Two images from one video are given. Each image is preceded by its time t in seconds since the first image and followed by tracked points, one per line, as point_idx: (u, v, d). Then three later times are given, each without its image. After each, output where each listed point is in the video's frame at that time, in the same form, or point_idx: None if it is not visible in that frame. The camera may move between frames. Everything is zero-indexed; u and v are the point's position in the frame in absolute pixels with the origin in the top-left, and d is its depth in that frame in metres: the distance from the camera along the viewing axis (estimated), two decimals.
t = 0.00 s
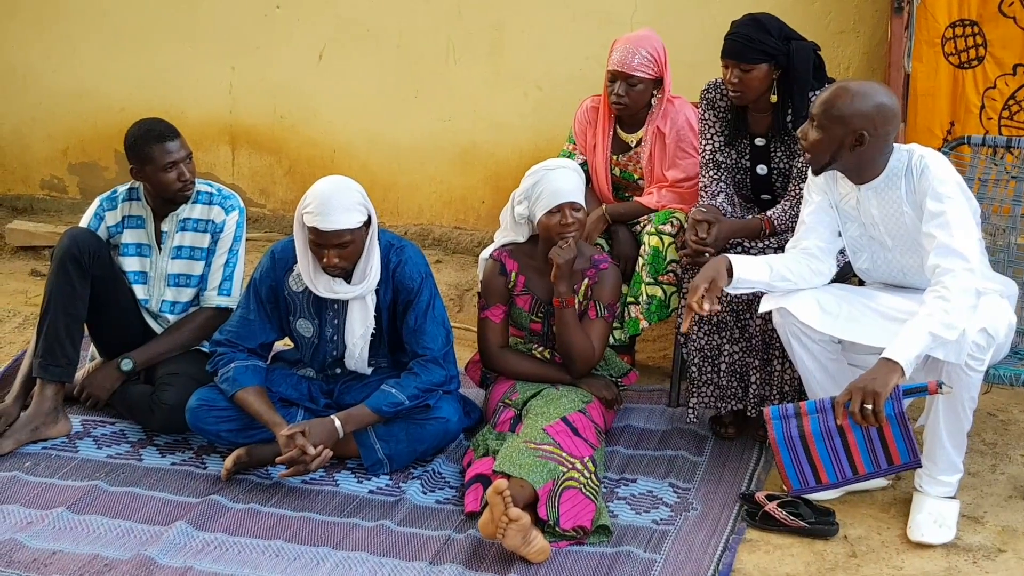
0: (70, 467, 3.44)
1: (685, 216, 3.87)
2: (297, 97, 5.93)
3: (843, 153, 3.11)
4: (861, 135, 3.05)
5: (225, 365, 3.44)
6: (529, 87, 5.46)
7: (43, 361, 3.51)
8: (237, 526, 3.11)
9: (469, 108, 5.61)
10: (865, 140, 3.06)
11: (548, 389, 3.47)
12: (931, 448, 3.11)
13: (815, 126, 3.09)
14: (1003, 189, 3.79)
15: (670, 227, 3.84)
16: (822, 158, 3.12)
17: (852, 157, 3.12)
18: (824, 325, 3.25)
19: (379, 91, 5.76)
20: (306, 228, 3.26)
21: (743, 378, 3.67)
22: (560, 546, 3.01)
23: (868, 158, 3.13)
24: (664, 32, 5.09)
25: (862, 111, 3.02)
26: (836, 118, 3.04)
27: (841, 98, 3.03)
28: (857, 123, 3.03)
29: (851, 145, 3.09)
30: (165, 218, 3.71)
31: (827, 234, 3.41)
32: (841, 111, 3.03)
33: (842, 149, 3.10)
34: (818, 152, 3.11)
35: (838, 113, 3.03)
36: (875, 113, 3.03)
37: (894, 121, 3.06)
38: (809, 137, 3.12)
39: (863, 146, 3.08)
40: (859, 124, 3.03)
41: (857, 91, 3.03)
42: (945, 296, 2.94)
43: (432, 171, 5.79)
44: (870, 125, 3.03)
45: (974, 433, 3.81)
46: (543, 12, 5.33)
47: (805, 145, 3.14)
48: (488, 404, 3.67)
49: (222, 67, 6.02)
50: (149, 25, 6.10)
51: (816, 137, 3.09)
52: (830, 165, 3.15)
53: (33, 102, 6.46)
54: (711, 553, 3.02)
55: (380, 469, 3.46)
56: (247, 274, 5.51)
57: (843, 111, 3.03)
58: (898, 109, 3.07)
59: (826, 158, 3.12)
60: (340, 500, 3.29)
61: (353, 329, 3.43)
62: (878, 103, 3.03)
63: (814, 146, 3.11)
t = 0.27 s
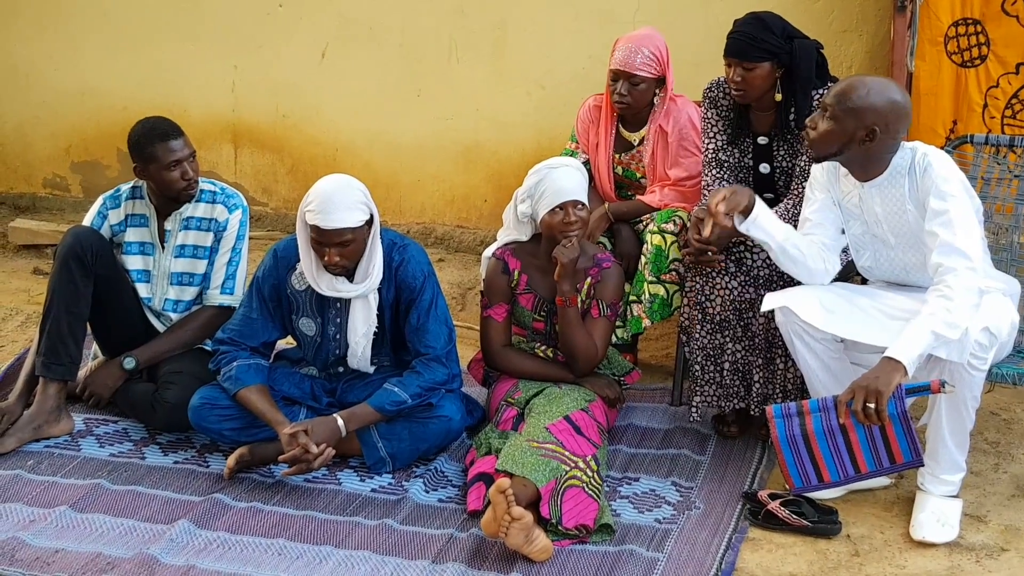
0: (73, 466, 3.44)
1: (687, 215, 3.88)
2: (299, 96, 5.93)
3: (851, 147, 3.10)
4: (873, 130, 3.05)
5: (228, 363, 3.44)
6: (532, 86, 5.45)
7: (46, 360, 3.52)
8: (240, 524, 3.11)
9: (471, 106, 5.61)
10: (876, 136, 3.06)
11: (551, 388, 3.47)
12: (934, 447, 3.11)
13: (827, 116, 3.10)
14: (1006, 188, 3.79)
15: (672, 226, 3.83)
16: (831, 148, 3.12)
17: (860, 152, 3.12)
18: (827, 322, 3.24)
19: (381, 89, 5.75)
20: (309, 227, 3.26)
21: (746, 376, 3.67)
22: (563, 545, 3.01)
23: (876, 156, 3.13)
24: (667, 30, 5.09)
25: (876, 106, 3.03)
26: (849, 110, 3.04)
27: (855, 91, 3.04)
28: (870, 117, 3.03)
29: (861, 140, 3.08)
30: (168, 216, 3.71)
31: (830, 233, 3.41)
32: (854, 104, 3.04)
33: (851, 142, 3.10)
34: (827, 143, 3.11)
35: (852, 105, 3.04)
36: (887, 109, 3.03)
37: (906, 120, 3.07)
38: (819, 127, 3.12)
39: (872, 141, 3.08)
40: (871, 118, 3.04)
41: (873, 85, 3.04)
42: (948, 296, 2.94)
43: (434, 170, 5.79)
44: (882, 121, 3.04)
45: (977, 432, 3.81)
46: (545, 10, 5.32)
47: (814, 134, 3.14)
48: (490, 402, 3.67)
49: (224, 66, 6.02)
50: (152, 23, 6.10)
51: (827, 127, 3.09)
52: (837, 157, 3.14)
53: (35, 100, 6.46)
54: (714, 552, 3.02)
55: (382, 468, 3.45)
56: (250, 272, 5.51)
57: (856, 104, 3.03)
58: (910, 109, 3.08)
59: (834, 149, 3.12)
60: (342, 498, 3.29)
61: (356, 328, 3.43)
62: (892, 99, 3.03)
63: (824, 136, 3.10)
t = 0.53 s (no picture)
0: (75, 465, 3.44)
1: (690, 214, 3.87)
2: (302, 95, 5.93)
3: (854, 150, 3.11)
4: (872, 132, 3.05)
5: (230, 363, 3.44)
6: (534, 85, 5.45)
7: (49, 358, 3.52)
8: (242, 523, 3.11)
9: (473, 106, 5.61)
10: (876, 137, 3.06)
11: (553, 387, 3.46)
12: (936, 446, 3.11)
13: (825, 123, 3.10)
14: (1008, 187, 3.79)
15: (675, 225, 3.84)
16: (833, 154, 3.13)
17: (864, 154, 3.12)
18: (829, 322, 3.24)
19: (384, 89, 5.75)
20: (312, 226, 3.26)
21: (749, 376, 3.66)
22: (565, 544, 3.01)
23: (881, 155, 3.13)
24: (669, 30, 5.09)
25: (871, 108, 3.02)
26: (845, 115, 3.04)
27: (850, 95, 3.04)
28: (867, 119, 3.03)
29: (862, 142, 3.09)
30: (171, 216, 3.71)
31: (834, 231, 3.41)
32: (849, 108, 3.04)
33: (853, 145, 3.10)
34: (828, 150, 3.12)
35: (847, 110, 3.04)
36: (884, 109, 3.03)
37: (905, 117, 3.06)
38: (819, 135, 3.13)
39: (874, 142, 3.08)
40: (869, 120, 3.03)
41: (865, 87, 3.04)
42: (954, 294, 2.94)
43: (436, 170, 5.79)
44: (880, 121, 3.03)
45: (979, 432, 3.80)
46: (548, 10, 5.32)
47: (815, 143, 3.15)
48: (493, 402, 3.67)
49: (226, 65, 6.02)
50: (154, 22, 6.10)
51: (826, 135, 3.10)
52: (841, 162, 3.15)
53: (37, 99, 6.47)
54: (716, 551, 3.02)
55: (385, 467, 3.46)
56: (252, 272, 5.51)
57: (852, 108, 3.03)
58: (908, 105, 3.07)
59: (836, 154, 3.12)
60: (345, 498, 3.30)
61: (359, 327, 3.43)
62: (887, 98, 3.03)
63: (825, 143, 3.11)
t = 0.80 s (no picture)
0: (77, 463, 3.44)
1: (692, 213, 3.87)
2: (304, 94, 5.93)
3: (858, 148, 3.10)
4: (876, 130, 3.05)
5: (232, 361, 3.44)
6: (536, 83, 5.45)
7: (51, 357, 3.51)
8: (244, 522, 3.12)
9: (475, 105, 5.60)
10: (880, 135, 3.06)
11: (555, 386, 3.46)
12: (939, 445, 3.11)
13: (829, 121, 3.10)
14: (1011, 185, 3.79)
15: (677, 223, 3.84)
16: (837, 151, 3.12)
17: (868, 152, 3.12)
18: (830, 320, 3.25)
19: (385, 88, 5.75)
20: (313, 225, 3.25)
21: (751, 374, 3.67)
22: (567, 543, 3.01)
23: (884, 153, 3.13)
24: (671, 28, 5.09)
25: (877, 106, 3.02)
26: (850, 113, 3.04)
27: (856, 93, 3.03)
28: (872, 117, 3.03)
29: (866, 140, 3.08)
30: (173, 215, 3.70)
31: (836, 230, 3.41)
32: (855, 106, 3.03)
33: (857, 143, 3.10)
34: (832, 147, 3.12)
35: (852, 108, 3.03)
36: (889, 108, 3.02)
37: (909, 116, 3.06)
38: (823, 131, 3.12)
39: (878, 140, 3.08)
40: (874, 119, 3.03)
41: (871, 85, 3.03)
42: (957, 292, 2.94)
43: (438, 168, 5.79)
44: (885, 120, 3.03)
45: (981, 430, 3.80)
46: (549, 8, 5.32)
47: (820, 139, 3.14)
48: (494, 401, 3.67)
49: (228, 64, 6.02)
50: (156, 21, 6.10)
51: (831, 132, 3.10)
52: (844, 159, 3.15)
53: (39, 98, 6.47)
54: (719, 549, 3.02)
55: (387, 466, 3.45)
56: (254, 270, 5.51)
57: (857, 106, 3.03)
58: (913, 104, 3.06)
59: (840, 153, 3.12)
60: (347, 496, 3.30)
61: (360, 326, 3.43)
62: (893, 98, 3.02)
63: (829, 140, 3.11)
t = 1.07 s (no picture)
0: (78, 462, 3.44)
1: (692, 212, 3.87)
2: (305, 93, 5.93)
3: (867, 139, 3.10)
4: (889, 124, 3.05)
5: (233, 360, 3.44)
6: (537, 83, 5.45)
7: (51, 356, 3.51)
8: (244, 521, 3.12)
9: (476, 104, 5.60)
10: (893, 130, 3.06)
11: (556, 385, 3.46)
12: (939, 445, 3.11)
13: (847, 105, 3.10)
14: (1011, 185, 3.79)
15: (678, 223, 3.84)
16: (847, 139, 3.12)
17: (875, 145, 3.12)
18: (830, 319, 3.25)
19: (386, 87, 5.75)
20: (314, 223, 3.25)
21: (751, 374, 3.67)
22: (567, 542, 3.01)
23: (892, 149, 3.13)
24: (672, 28, 5.08)
25: (897, 99, 3.02)
26: (869, 101, 3.04)
27: (878, 83, 3.03)
28: (889, 110, 3.03)
29: (877, 133, 3.08)
30: (173, 214, 3.70)
31: (838, 228, 3.41)
32: (875, 95, 3.03)
33: (866, 135, 3.10)
34: (843, 133, 3.11)
35: (872, 96, 3.03)
36: (907, 104, 3.02)
37: (925, 117, 3.06)
38: (837, 115, 3.12)
39: (889, 135, 3.08)
40: (890, 112, 3.03)
41: (896, 79, 3.03)
42: (958, 293, 2.94)
43: (439, 167, 5.78)
44: (901, 115, 3.03)
45: (982, 430, 3.80)
46: (550, 7, 5.32)
47: (832, 123, 3.14)
48: (495, 399, 3.67)
49: (229, 63, 6.02)
50: (157, 20, 6.10)
51: (844, 116, 3.09)
52: (851, 149, 3.15)
53: (40, 97, 6.47)
54: (719, 549, 3.02)
55: (387, 465, 3.45)
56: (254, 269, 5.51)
57: (877, 96, 3.03)
58: (931, 108, 3.07)
59: (850, 140, 3.12)
60: (347, 495, 3.30)
61: (360, 325, 3.43)
62: (914, 95, 3.02)
63: (841, 125, 3.10)
